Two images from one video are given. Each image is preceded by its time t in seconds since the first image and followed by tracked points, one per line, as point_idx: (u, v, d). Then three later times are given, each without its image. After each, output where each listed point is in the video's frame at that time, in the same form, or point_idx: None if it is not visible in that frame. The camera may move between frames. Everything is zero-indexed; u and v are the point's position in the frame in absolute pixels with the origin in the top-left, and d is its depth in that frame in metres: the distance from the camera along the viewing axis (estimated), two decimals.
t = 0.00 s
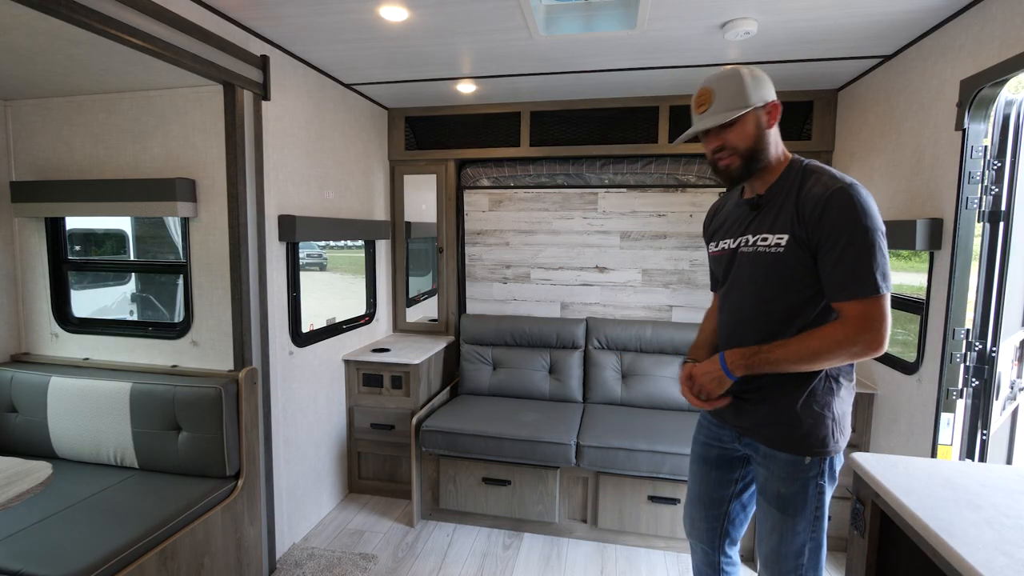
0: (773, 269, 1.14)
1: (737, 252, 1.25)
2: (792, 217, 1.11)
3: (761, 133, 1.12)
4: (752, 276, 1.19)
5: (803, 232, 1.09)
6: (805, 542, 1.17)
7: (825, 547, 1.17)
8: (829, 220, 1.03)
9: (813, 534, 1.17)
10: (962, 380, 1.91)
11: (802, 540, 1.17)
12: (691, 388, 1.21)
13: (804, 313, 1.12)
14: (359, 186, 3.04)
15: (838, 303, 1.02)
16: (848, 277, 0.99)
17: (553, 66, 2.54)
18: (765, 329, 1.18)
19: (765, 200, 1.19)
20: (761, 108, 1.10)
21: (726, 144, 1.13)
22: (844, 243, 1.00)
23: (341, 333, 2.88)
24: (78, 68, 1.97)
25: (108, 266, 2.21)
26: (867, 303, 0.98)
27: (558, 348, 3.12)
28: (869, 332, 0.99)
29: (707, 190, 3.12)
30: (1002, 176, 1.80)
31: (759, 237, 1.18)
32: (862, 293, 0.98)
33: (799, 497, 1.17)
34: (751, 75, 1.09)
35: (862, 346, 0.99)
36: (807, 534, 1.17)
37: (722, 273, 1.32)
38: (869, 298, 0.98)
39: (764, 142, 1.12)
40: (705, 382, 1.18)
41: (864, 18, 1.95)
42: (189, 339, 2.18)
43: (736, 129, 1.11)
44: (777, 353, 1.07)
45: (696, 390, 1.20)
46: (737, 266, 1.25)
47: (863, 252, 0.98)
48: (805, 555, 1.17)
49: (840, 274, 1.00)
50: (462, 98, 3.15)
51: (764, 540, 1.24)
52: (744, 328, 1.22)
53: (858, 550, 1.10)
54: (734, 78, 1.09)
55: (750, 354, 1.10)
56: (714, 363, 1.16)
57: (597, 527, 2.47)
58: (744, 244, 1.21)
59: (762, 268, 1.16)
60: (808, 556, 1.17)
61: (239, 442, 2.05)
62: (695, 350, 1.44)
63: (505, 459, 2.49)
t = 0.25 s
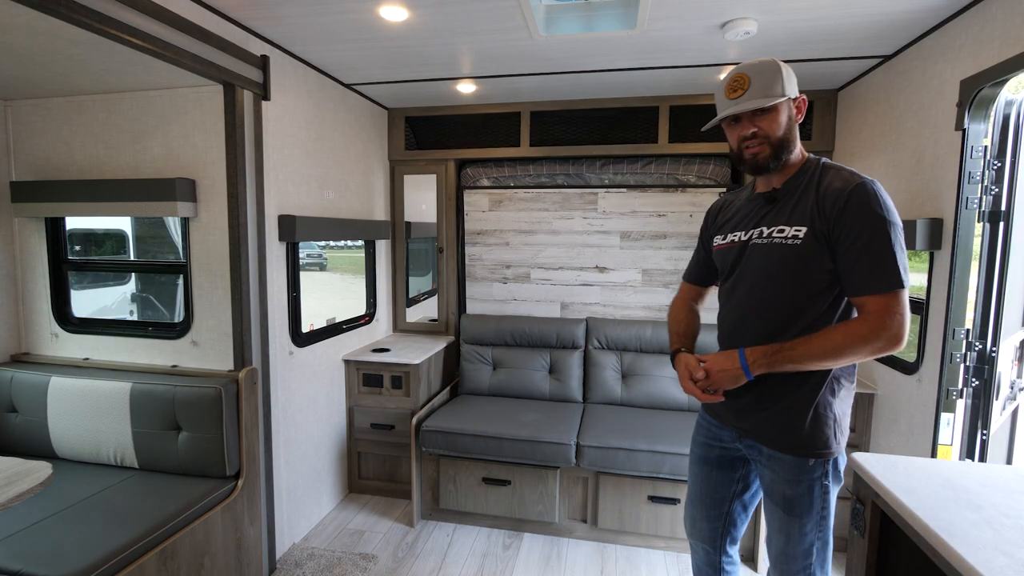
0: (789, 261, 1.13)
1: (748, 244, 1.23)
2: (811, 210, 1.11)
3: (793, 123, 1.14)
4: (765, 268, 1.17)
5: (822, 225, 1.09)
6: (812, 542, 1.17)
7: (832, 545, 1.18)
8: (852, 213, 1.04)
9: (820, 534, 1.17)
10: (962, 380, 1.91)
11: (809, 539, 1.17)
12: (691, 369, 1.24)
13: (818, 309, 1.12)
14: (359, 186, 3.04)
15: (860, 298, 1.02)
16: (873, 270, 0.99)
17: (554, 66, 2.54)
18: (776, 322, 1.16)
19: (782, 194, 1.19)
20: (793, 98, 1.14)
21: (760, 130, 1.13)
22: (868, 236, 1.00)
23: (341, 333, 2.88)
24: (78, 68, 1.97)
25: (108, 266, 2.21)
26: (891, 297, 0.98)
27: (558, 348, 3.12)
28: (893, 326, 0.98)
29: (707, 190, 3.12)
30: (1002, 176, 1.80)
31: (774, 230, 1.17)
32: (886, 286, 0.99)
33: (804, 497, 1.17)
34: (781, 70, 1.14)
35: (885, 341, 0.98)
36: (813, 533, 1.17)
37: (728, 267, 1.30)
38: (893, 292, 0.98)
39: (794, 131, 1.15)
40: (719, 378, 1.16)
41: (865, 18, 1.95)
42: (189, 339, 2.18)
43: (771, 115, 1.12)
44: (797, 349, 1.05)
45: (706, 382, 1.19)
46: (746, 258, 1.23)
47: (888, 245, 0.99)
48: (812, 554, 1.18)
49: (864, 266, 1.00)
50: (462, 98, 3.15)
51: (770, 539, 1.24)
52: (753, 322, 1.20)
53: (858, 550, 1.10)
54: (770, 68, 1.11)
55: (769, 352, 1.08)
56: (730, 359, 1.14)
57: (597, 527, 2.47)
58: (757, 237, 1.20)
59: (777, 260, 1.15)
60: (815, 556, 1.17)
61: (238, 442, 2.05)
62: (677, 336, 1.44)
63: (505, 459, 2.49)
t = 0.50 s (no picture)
0: (795, 265, 1.13)
1: (754, 245, 1.23)
2: (819, 215, 1.10)
3: (771, 136, 1.12)
4: (770, 270, 1.17)
5: (830, 231, 1.08)
6: (809, 541, 1.17)
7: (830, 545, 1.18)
8: (861, 221, 1.03)
9: (817, 533, 1.17)
10: (962, 380, 1.91)
11: (806, 538, 1.17)
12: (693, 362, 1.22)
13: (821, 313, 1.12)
14: (359, 186, 3.04)
15: (863, 306, 1.02)
16: (880, 280, 0.99)
17: (554, 66, 2.54)
18: (779, 325, 1.17)
19: (790, 196, 1.17)
20: (767, 112, 1.11)
21: (735, 152, 1.17)
22: (876, 244, 1.00)
23: (341, 333, 2.88)
24: (78, 68, 1.97)
25: (108, 266, 2.21)
26: (895, 307, 0.98)
27: (558, 348, 3.12)
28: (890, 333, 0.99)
29: (707, 190, 3.12)
30: (1002, 176, 1.80)
31: (781, 233, 1.17)
32: (892, 296, 0.99)
33: (802, 497, 1.17)
34: (757, 80, 1.11)
35: (880, 350, 0.99)
36: (811, 533, 1.17)
37: (733, 265, 1.30)
38: (897, 301, 0.98)
39: (774, 144, 1.13)
40: (720, 375, 1.15)
41: (865, 18, 1.95)
42: (189, 339, 2.18)
43: (742, 137, 1.14)
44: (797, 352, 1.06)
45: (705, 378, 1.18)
46: (751, 259, 1.23)
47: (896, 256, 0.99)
48: (810, 553, 1.18)
49: (871, 276, 1.00)
50: (462, 98, 3.15)
51: (768, 538, 1.24)
52: (755, 322, 1.21)
53: (858, 549, 1.10)
54: (739, 88, 1.12)
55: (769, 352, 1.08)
56: (729, 355, 1.13)
57: (597, 527, 2.47)
58: (764, 239, 1.20)
59: (783, 263, 1.15)
60: (813, 555, 1.17)
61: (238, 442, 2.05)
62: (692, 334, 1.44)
63: (505, 459, 2.49)
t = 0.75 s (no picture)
0: (784, 268, 1.13)
1: (749, 247, 1.24)
2: (807, 218, 1.10)
3: (748, 143, 1.16)
4: (761, 273, 1.18)
5: (818, 234, 1.08)
6: (803, 542, 1.17)
7: (826, 546, 1.17)
8: (846, 224, 1.01)
9: (811, 534, 1.16)
10: (962, 380, 1.91)
11: (800, 539, 1.17)
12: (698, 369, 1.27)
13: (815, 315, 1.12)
14: (359, 186, 3.04)
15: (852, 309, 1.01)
16: (865, 284, 0.98)
17: (554, 66, 2.54)
18: (769, 326, 1.17)
19: (782, 198, 1.17)
20: (744, 120, 1.15)
21: (722, 160, 1.24)
22: (858, 249, 0.99)
23: (341, 333, 2.88)
24: (79, 68, 1.97)
25: (108, 266, 2.21)
26: (882, 311, 0.97)
27: (558, 348, 3.12)
28: (887, 340, 0.97)
29: (707, 190, 3.12)
30: (1002, 176, 1.80)
31: (772, 235, 1.17)
32: (878, 300, 0.97)
33: (796, 497, 1.17)
34: (734, 90, 1.15)
35: (877, 353, 0.98)
36: (804, 533, 1.17)
37: (732, 265, 1.32)
38: (883, 304, 0.97)
39: (753, 151, 1.16)
40: (717, 377, 1.19)
41: (865, 18, 1.95)
42: (189, 339, 2.18)
43: (724, 146, 1.21)
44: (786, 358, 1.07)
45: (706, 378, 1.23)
46: (746, 261, 1.25)
47: (884, 259, 0.97)
48: (805, 554, 1.17)
49: (856, 280, 0.99)
50: (462, 98, 3.15)
51: (765, 538, 1.24)
52: (748, 324, 1.22)
53: (858, 549, 1.10)
54: (718, 100, 1.18)
55: (761, 359, 1.11)
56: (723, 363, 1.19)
57: (597, 527, 2.47)
58: (756, 241, 1.21)
59: (773, 266, 1.15)
60: (808, 555, 1.17)
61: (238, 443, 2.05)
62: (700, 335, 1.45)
63: (505, 459, 2.49)
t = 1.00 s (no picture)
0: (775, 271, 1.14)
1: (748, 249, 1.25)
2: (800, 221, 1.10)
3: (748, 147, 1.16)
4: (755, 275, 1.19)
5: (809, 237, 1.08)
6: (803, 542, 1.17)
7: (826, 546, 1.17)
8: (834, 228, 1.01)
9: (811, 534, 1.16)
10: (962, 380, 1.91)
11: (800, 539, 1.17)
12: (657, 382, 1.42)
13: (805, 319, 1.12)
14: (359, 186, 3.04)
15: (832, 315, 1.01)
16: (844, 289, 0.98)
17: (554, 66, 2.54)
18: (763, 328, 1.18)
19: (781, 200, 1.18)
20: (743, 123, 1.15)
21: (721, 163, 1.23)
22: (843, 252, 0.99)
23: (341, 333, 2.88)
24: (78, 68, 1.97)
25: (108, 266, 2.21)
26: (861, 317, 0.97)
27: (558, 348, 3.12)
28: (860, 350, 0.98)
29: (707, 190, 3.12)
30: (1002, 176, 1.80)
31: (767, 238, 1.18)
32: (856, 306, 0.97)
33: (795, 497, 1.17)
34: (733, 93, 1.15)
35: (856, 360, 0.98)
36: (804, 534, 1.17)
37: (732, 267, 1.33)
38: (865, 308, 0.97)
39: (752, 154, 1.16)
40: (703, 403, 1.19)
41: (865, 18, 1.95)
42: (189, 339, 2.18)
43: (723, 149, 1.20)
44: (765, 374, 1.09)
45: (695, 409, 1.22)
46: (744, 263, 1.26)
47: (865, 266, 0.97)
48: (805, 554, 1.17)
49: (836, 285, 1.00)
50: (462, 98, 3.15)
51: (765, 538, 1.24)
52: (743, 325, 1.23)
53: (858, 549, 1.10)
54: (717, 103, 1.18)
55: (739, 381, 1.12)
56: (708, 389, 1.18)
57: (597, 527, 2.47)
58: (753, 243, 1.22)
59: (766, 269, 1.17)
60: (808, 555, 1.17)
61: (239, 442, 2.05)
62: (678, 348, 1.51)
63: (505, 459, 2.49)
